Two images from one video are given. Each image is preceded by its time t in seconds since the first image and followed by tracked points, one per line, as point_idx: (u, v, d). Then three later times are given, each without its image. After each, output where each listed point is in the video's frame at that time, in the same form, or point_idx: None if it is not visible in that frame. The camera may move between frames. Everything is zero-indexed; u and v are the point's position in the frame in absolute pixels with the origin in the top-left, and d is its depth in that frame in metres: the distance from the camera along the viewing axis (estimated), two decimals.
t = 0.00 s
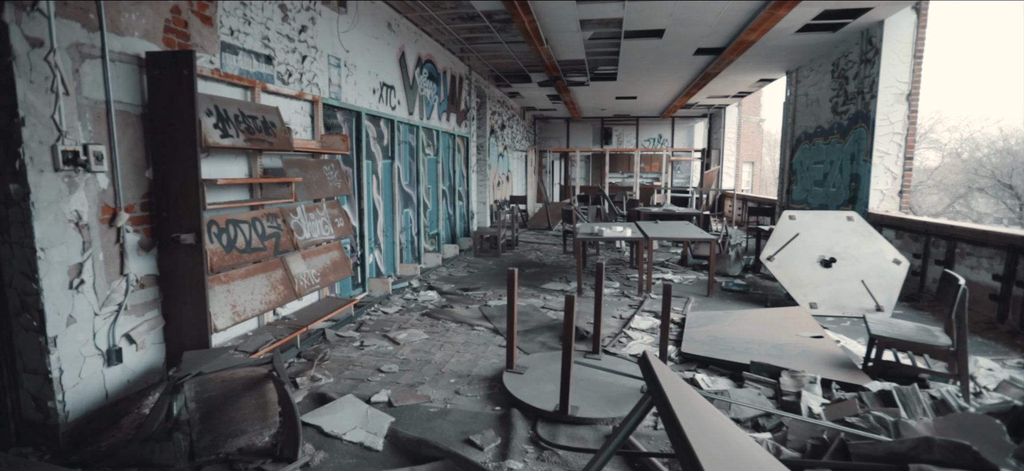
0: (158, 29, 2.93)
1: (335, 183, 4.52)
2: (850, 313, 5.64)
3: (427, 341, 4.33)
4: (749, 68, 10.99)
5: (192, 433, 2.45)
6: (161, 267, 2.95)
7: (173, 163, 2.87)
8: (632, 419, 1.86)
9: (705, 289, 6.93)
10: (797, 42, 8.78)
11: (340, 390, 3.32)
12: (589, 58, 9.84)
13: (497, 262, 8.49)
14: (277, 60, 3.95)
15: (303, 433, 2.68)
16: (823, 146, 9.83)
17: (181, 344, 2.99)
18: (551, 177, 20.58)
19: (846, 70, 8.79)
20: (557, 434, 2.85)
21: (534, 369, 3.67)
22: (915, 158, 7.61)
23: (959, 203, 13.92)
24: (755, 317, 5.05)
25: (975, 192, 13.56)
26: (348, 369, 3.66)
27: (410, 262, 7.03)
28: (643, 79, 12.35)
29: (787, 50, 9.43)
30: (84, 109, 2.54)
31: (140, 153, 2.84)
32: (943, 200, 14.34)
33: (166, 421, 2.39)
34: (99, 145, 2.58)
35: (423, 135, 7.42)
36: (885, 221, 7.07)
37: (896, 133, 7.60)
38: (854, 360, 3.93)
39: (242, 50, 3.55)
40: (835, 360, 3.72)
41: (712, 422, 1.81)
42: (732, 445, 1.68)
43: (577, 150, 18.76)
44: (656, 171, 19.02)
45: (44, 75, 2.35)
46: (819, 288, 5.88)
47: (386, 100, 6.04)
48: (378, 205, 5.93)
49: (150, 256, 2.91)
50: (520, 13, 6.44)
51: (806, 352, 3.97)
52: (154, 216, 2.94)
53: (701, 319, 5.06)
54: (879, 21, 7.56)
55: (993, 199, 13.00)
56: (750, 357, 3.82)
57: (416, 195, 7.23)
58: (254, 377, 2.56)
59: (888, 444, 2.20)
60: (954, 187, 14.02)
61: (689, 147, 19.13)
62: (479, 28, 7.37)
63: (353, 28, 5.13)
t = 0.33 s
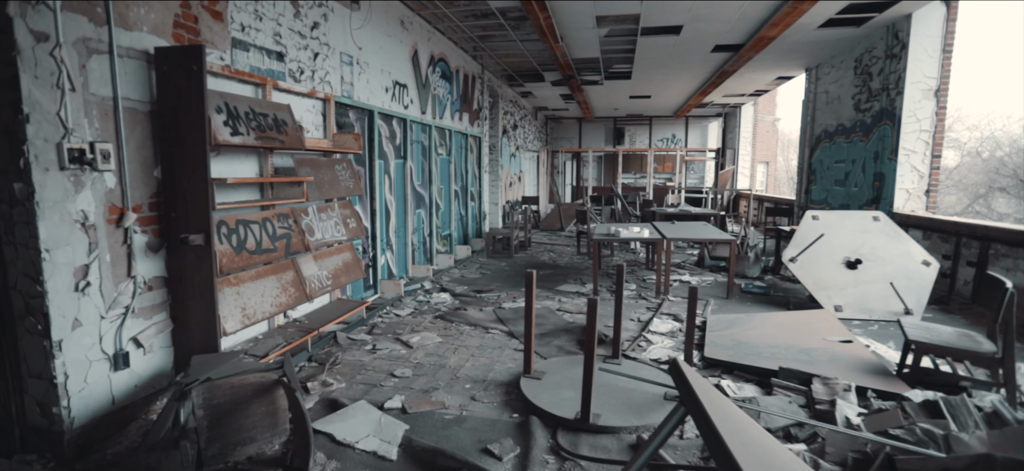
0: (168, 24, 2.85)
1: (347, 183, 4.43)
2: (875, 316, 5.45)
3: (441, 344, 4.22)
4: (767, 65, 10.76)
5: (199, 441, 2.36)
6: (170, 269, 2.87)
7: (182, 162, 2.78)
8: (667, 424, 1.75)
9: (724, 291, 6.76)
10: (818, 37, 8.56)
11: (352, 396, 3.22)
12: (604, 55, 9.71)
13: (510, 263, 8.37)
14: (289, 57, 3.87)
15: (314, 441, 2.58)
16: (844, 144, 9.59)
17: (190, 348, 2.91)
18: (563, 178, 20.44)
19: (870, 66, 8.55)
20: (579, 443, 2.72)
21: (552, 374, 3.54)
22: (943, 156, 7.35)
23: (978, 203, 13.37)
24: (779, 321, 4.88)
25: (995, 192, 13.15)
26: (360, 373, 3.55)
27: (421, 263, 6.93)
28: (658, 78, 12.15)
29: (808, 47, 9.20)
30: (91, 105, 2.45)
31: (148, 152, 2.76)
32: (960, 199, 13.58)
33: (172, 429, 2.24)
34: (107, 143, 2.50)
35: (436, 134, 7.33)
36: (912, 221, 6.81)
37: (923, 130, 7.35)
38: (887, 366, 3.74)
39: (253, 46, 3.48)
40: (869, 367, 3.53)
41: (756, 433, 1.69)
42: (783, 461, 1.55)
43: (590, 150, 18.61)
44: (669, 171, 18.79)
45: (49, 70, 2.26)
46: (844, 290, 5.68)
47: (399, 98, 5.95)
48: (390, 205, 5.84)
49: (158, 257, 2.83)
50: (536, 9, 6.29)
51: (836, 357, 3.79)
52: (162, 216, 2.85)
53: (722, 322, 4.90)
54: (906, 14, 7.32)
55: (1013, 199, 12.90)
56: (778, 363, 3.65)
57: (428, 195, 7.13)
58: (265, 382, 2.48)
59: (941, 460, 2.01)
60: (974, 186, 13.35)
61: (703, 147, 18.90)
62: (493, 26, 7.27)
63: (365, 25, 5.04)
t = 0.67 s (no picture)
0: (174, 18, 2.76)
1: (357, 182, 4.33)
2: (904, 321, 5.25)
3: (453, 349, 4.11)
4: (784, 63, 10.56)
5: (205, 452, 2.26)
6: (176, 271, 2.78)
7: (188, 161, 2.69)
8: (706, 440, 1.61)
9: (742, 294, 6.68)
10: (838, 34, 8.35)
11: (363, 403, 3.12)
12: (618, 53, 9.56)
13: (521, 264, 8.25)
14: (298, 54, 3.77)
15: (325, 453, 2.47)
16: (864, 144, 9.37)
17: (196, 353, 2.82)
18: (573, 178, 20.28)
19: (893, 63, 8.33)
20: (601, 456, 2.62)
21: (570, 381, 3.44)
22: (971, 155, 7.12)
23: (997, 204, 13.13)
24: (801, 326, 4.72)
25: (1015, 193, 12.87)
26: (371, 379, 3.46)
27: (431, 264, 6.84)
28: (672, 76, 11.97)
29: (828, 44, 9.00)
30: (94, 102, 2.36)
31: (153, 150, 2.67)
32: (980, 199, 13.39)
33: (177, 439, 2.24)
34: (111, 141, 2.41)
35: (446, 133, 7.23)
36: (937, 223, 6.65)
37: (949, 129, 7.14)
38: (925, 375, 3.63)
39: (262, 43, 3.39)
40: (906, 377, 3.42)
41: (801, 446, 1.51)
42: None
43: (601, 150, 18.45)
44: (680, 171, 18.59)
45: (51, 65, 2.17)
46: (872, 295, 5.48)
47: (409, 96, 5.86)
48: (400, 205, 5.75)
49: (163, 259, 2.74)
50: (550, 6, 6.16)
51: (868, 366, 3.69)
52: (168, 216, 2.76)
53: (742, 327, 4.77)
54: (933, 9, 7.10)
55: None
56: (810, 373, 3.55)
57: (438, 195, 7.03)
58: (272, 391, 2.39)
59: None
60: (992, 188, 13.13)
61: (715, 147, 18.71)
62: (505, 24, 7.16)
63: (376, 22, 4.95)
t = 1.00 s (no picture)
0: (178, 12, 2.65)
1: (365, 182, 4.22)
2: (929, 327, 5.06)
3: (464, 353, 4.00)
4: (798, 62, 10.36)
5: (208, 466, 2.13)
6: (179, 274, 2.68)
7: (192, 160, 2.58)
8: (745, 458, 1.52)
9: (758, 298, 6.53)
10: (857, 31, 8.15)
11: (373, 411, 3.01)
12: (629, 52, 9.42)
13: (531, 265, 8.14)
14: (306, 50, 3.67)
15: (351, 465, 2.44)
16: (882, 144, 9.16)
17: (199, 359, 2.73)
18: (581, 177, 20.13)
19: (913, 61, 8.12)
20: None
21: (587, 390, 3.34)
22: (995, 155, 6.91)
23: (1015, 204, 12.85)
24: (823, 332, 4.57)
25: None
26: (380, 385, 3.35)
27: (440, 265, 6.74)
28: (683, 75, 11.80)
29: (844, 42, 8.79)
30: (94, 99, 2.26)
31: (156, 148, 2.57)
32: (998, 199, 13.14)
33: (180, 452, 2.11)
34: (111, 139, 2.30)
35: (456, 132, 7.12)
36: (960, 225, 6.46)
37: (972, 128, 6.94)
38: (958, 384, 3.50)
39: (268, 38, 3.28)
40: (940, 388, 3.33)
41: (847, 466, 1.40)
42: None
43: (609, 149, 18.29)
44: (690, 171, 18.40)
45: (48, 60, 2.07)
46: (895, 299, 5.31)
47: (418, 95, 5.75)
48: (409, 206, 5.65)
49: (166, 262, 2.64)
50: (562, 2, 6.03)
51: (897, 375, 3.56)
52: (170, 217, 2.66)
53: (762, 333, 4.63)
54: (957, 6, 6.89)
55: None
56: (840, 382, 3.46)
57: (447, 195, 6.92)
58: (279, 401, 2.30)
59: None
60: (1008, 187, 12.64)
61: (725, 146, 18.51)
62: (515, 21, 7.03)
63: (385, 18, 4.84)
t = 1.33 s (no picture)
0: (180, 5, 2.54)
1: (374, 182, 4.10)
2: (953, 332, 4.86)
3: (475, 359, 3.88)
4: (812, 60, 10.17)
5: None
6: (181, 278, 2.58)
7: (194, 159, 2.47)
8: None
9: (774, 300, 6.36)
10: (874, 29, 7.95)
11: (382, 420, 2.89)
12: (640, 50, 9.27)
13: (541, 266, 8.01)
14: (314, 46, 3.55)
15: None
16: (898, 144, 8.95)
17: (202, 366, 2.62)
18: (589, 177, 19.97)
19: (931, 58, 7.91)
20: None
21: (604, 398, 3.21)
22: (1017, 155, 6.71)
23: None
24: (846, 337, 4.41)
25: None
26: (389, 392, 3.23)
27: (449, 266, 6.62)
28: (694, 73, 11.63)
29: (860, 39, 8.59)
30: (92, 94, 2.15)
31: (158, 147, 2.46)
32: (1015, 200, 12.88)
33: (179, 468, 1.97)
34: (110, 137, 2.20)
35: (465, 131, 7.00)
36: (983, 227, 6.27)
37: (993, 127, 6.74)
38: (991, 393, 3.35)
39: (275, 33, 3.17)
40: (974, 398, 3.18)
41: None
42: None
43: (618, 148, 18.12)
44: (698, 171, 18.20)
45: (42, 52, 1.96)
46: (917, 303, 5.10)
47: (427, 93, 5.63)
48: (418, 206, 5.53)
49: (168, 265, 2.54)
50: None
51: (927, 384, 3.40)
52: (173, 219, 2.55)
53: (782, 338, 4.48)
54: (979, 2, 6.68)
55: None
56: (869, 392, 3.29)
57: (456, 195, 6.81)
58: (284, 412, 2.19)
59: None
60: None
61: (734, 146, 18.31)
62: (524, 18, 6.90)
63: (393, 14, 4.72)
